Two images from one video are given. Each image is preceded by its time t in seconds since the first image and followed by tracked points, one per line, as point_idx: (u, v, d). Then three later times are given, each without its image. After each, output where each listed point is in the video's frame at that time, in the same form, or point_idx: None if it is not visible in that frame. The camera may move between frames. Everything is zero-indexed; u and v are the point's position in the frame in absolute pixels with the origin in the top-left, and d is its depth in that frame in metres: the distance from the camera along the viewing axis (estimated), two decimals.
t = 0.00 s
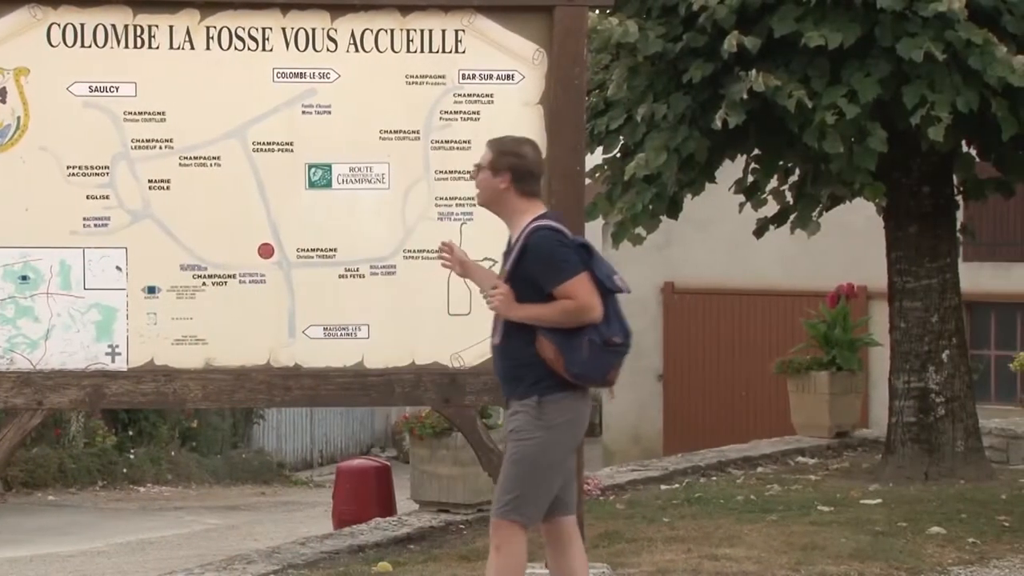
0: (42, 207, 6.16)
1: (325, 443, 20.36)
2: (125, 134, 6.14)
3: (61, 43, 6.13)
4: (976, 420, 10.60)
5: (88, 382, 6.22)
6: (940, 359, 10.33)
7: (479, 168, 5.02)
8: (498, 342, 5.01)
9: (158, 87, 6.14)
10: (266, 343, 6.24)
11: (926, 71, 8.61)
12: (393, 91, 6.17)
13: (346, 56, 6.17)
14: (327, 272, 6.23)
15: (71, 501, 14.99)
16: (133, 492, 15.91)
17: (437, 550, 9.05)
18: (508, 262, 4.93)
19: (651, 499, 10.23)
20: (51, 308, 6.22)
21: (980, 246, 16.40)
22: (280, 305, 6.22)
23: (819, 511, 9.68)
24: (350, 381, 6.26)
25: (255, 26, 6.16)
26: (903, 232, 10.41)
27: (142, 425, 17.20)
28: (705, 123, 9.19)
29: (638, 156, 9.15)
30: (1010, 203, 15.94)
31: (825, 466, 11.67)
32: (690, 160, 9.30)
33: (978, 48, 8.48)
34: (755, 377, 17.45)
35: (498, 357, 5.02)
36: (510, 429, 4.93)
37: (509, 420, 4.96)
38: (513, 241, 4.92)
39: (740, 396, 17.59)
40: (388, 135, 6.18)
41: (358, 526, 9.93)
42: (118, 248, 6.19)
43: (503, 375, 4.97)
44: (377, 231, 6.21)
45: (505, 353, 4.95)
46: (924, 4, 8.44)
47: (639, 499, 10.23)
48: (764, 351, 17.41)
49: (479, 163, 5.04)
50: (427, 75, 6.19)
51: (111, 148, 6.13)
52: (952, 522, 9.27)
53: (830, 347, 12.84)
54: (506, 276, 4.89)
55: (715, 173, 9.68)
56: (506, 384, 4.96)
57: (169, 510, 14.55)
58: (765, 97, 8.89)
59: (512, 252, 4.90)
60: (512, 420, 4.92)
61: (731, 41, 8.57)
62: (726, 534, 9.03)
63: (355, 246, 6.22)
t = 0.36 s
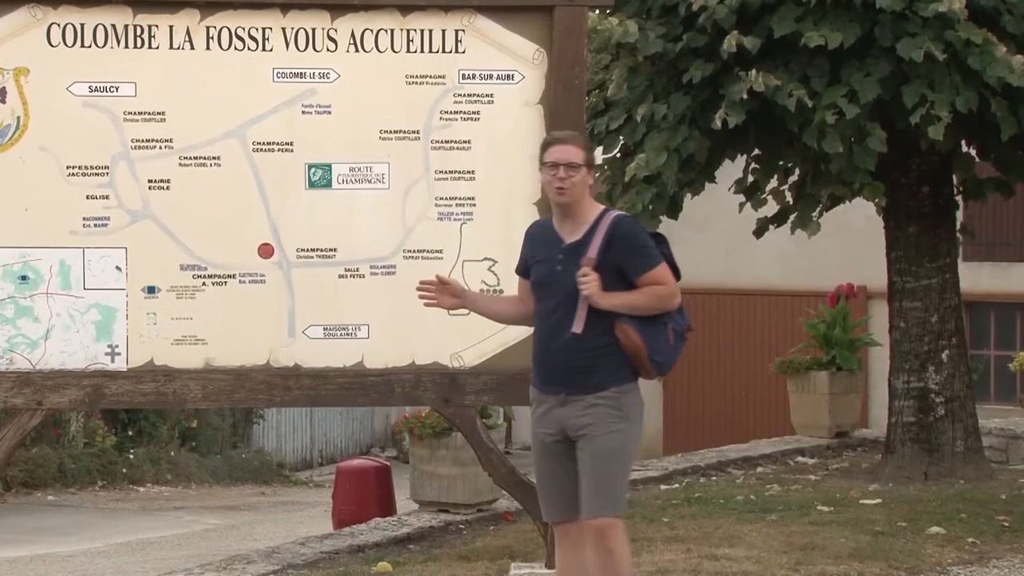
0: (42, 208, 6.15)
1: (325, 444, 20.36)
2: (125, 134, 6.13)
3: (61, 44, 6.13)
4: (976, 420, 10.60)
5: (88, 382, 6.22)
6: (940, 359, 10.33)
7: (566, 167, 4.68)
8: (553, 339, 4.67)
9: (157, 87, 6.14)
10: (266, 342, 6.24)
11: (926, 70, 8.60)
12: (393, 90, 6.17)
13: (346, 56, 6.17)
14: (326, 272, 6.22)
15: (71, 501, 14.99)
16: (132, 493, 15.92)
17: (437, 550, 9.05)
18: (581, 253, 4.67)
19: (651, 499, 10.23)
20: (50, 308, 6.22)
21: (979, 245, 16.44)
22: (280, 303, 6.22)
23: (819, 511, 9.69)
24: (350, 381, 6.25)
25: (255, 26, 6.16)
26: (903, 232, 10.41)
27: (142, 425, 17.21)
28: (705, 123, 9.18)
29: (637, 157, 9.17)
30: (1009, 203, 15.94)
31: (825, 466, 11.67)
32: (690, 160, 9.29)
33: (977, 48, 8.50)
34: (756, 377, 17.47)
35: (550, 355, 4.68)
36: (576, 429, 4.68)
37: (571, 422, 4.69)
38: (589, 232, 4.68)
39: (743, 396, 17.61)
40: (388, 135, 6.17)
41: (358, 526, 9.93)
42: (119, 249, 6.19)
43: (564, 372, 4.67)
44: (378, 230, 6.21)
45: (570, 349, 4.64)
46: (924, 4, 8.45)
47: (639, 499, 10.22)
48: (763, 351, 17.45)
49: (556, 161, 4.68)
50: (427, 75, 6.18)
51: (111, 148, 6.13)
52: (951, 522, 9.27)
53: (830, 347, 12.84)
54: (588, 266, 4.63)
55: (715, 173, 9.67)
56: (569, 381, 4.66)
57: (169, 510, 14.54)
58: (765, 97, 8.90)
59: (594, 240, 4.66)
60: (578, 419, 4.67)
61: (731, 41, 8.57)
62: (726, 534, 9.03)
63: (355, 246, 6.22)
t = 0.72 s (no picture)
0: (4, 207, 6.11)
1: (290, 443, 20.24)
2: (88, 134, 6.10)
3: (24, 43, 6.09)
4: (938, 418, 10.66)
5: (50, 383, 6.17)
6: (901, 358, 10.40)
7: (618, 162, 4.97)
8: (614, 338, 4.94)
9: (122, 87, 6.10)
10: (229, 342, 6.18)
11: (889, 71, 8.65)
12: (358, 90, 6.14)
13: (312, 56, 6.14)
14: (291, 272, 6.16)
15: (32, 503, 14.91)
16: (93, 494, 15.84)
17: (401, 550, 9.04)
18: (640, 255, 4.97)
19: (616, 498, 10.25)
20: (12, 309, 6.17)
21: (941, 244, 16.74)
22: (244, 304, 6.16)
23: (782, 509, 9.73)
24: (314, 381, 6.19)
25: (221, 26, 6.12)
26: (866, 232, 10.48)
27: (105, 426, 17.12)
28: (671, 123, 9.20)
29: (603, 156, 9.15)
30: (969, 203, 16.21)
31: (788, 465, 11.72)
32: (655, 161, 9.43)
33: (940, 49, 8.55)
34: (725, 376, 17.65)
35: (607, 354, 4.94)
36: (628, 433, 4.99)
37: (621, 425, 4.99)
38: (643, 233, 5.01)
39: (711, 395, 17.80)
40: (354, 135, 6.15)
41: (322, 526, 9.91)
42: (82, 249, 6.14)
43: (619, 372, 4.96)
44: (343, 230, 6.17)
45: (629, 349, 4.95)
46: (888, 5, 8.49)
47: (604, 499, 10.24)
48: (732, 351, 17.63)
49: (609, 156, 4.97)
50: (394, 75, 6.15)
51: (74, 149, 6.10)
52: (912, 520, 9.33)
53: (794, 346, 12.87)
54: (652, 269, 4.96)
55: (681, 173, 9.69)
56: (623, 381, 4.97)
57: (132, 511, 14.47)
58: (730, 97, 8.93)
59: (655, 242, 5.00)
60: (632, 423, 4.99)
61: (696, 41, 8.60)
62: (690, 533, 9.05)
63: (320, 246, 6.16)
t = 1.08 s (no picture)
0: None
1: (195, 444, 20.04)
2: None
3: None
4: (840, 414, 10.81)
5: None
6: (806, 355, 10.52)
7: (607, 159, 5.59)
8: (610, 333, 5.57)
9: (21, 81, 5.74)
10: (134, 343, 5.82)
11: (793, 71, 8.75)
12: (265, 87, 5.78)
13: (217, 53, 5.78)
14: (196, 273, 5.81)
15: None
16: None
17: (308, 551, 9.00)
18: (617, 254, 5.68)
19: (524, 497, 10.26)
20: None
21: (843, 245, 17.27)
22: (148, 305, 5.81)
23: (688, 506, 9.80)
24: (221, 381, 5.84)
25: (124, 22, 5.74)
26: (771, 232, 10.57)
27: (6, 429, 16.94)
28: (578, 123, 9.23)
29: (512, 156, 9.15)
30: (873, 199, 16.82)
31: (694, 462, 11.80)
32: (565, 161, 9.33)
33: (842, 49, 8.64)
34: (633, 377, 17.80)
35: (604, 347, 5.55)
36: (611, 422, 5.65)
37: (605, 420, 5.64)
38: (611, 230, 5.71)
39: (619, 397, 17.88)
40: (261, 133, 5.79)
41: (228, 527, 9.82)
42: None
43: (611, 364, 5.58)
44: (252, 228, 5.82)
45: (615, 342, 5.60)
46: (791, 7, 8.59)
47: (511, 497, 10.25)
48: (639, 350, 17.76)
49: (600, 154, 5.59)
50: (300, 72, 5.80)
51: None
52: (815, 515, 9.44)
53: (700, 344, 12.93)
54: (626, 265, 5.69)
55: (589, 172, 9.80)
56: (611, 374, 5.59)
57: (33, 514, 14.29)
58: (637, 97, 8.98)
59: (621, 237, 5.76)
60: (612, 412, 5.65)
61: (604, 42, 8.64)
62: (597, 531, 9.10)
63: (227, 245, 5.81)
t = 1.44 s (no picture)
0: None
1: (93, 446, 19.81)
2: None
3: None
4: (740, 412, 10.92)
5: None
6: (706, 354, 10.60)
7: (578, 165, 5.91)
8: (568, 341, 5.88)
9: None
10: (29, 343, 5.74)
11: (693, 72, 8.82)
12: (163, 85, 5.71)
13: (114, 50, 5.70)
14: (93, 273, 5.73)
15: None
16: None
17: (208, 553, 8.92)
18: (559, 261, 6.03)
19: (426, 496, 10.25)
20: None
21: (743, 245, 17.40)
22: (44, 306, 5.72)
23: (590, 504, 9.85)
24: (119, 382, 5.77)
25: (19, 19, 5.65)
26: (672, 231, 10.65)
27: None
28: (480, 121, 9.29)
29: (414, 155, 9.17)
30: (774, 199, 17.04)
31: (596, 460, 11.87)
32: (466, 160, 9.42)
33: (741, 50, 8.76)
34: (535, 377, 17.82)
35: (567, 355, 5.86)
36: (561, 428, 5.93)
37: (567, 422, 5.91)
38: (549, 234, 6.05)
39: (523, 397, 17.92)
40: (159, 132, 5.72)
41: (127, 530, 9.71)
42: None
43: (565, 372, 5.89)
44: (150, 228, 5.75)
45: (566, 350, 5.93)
46: (690, 7, 8.66)
47: (414, 497, 10.23)
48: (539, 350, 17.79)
49: (577, 161, 5.89)
50: (199, 70, 5.73)
51: None
52: (716, 512, 9.53)
53: (602, 342, 12.99)
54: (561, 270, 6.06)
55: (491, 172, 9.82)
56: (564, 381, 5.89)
57: None
58: (538, 97, 9.00)
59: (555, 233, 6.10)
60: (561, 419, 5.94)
61: (505, 41, 8.67)
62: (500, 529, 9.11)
63: (124, 245, 5.74)
